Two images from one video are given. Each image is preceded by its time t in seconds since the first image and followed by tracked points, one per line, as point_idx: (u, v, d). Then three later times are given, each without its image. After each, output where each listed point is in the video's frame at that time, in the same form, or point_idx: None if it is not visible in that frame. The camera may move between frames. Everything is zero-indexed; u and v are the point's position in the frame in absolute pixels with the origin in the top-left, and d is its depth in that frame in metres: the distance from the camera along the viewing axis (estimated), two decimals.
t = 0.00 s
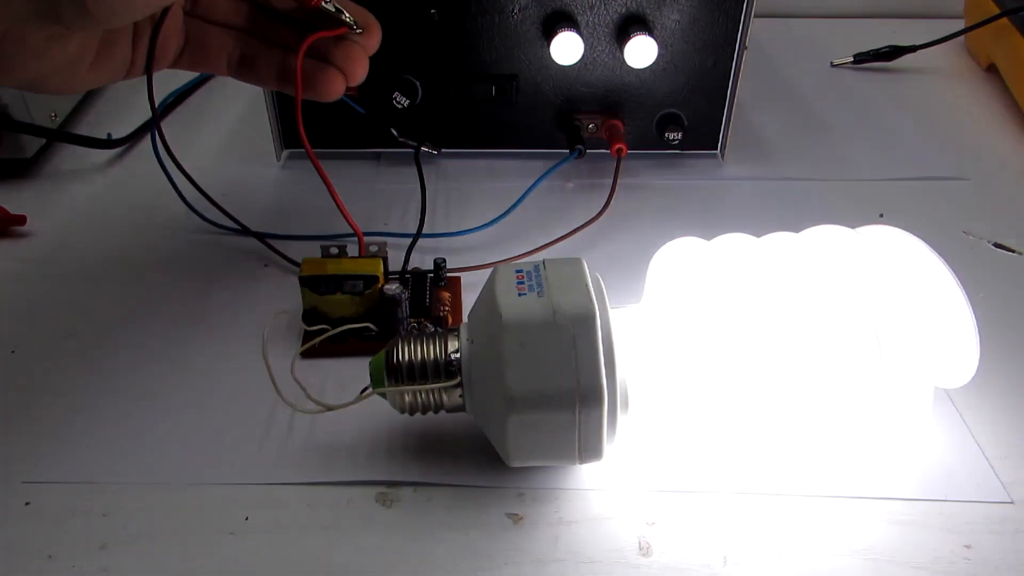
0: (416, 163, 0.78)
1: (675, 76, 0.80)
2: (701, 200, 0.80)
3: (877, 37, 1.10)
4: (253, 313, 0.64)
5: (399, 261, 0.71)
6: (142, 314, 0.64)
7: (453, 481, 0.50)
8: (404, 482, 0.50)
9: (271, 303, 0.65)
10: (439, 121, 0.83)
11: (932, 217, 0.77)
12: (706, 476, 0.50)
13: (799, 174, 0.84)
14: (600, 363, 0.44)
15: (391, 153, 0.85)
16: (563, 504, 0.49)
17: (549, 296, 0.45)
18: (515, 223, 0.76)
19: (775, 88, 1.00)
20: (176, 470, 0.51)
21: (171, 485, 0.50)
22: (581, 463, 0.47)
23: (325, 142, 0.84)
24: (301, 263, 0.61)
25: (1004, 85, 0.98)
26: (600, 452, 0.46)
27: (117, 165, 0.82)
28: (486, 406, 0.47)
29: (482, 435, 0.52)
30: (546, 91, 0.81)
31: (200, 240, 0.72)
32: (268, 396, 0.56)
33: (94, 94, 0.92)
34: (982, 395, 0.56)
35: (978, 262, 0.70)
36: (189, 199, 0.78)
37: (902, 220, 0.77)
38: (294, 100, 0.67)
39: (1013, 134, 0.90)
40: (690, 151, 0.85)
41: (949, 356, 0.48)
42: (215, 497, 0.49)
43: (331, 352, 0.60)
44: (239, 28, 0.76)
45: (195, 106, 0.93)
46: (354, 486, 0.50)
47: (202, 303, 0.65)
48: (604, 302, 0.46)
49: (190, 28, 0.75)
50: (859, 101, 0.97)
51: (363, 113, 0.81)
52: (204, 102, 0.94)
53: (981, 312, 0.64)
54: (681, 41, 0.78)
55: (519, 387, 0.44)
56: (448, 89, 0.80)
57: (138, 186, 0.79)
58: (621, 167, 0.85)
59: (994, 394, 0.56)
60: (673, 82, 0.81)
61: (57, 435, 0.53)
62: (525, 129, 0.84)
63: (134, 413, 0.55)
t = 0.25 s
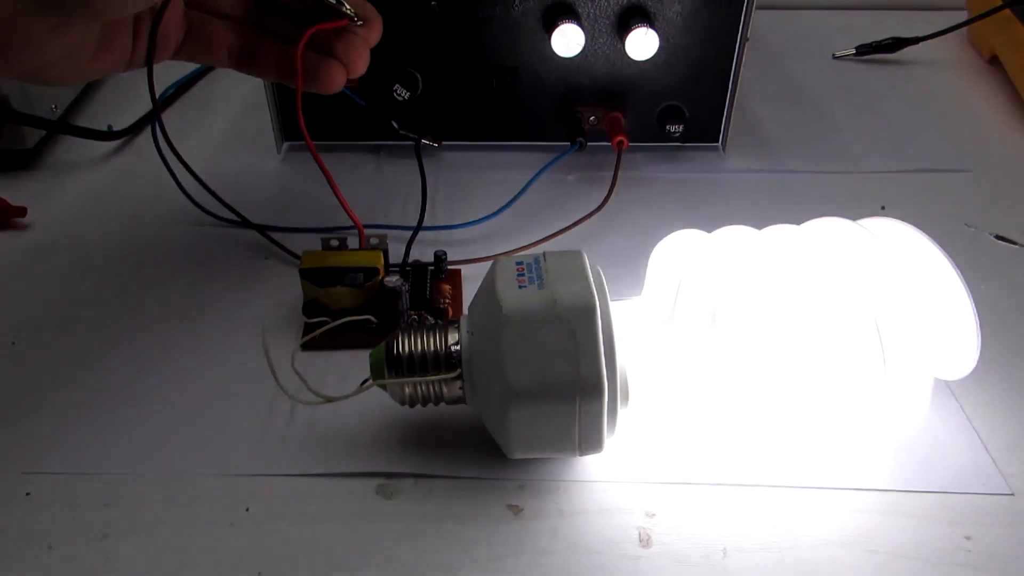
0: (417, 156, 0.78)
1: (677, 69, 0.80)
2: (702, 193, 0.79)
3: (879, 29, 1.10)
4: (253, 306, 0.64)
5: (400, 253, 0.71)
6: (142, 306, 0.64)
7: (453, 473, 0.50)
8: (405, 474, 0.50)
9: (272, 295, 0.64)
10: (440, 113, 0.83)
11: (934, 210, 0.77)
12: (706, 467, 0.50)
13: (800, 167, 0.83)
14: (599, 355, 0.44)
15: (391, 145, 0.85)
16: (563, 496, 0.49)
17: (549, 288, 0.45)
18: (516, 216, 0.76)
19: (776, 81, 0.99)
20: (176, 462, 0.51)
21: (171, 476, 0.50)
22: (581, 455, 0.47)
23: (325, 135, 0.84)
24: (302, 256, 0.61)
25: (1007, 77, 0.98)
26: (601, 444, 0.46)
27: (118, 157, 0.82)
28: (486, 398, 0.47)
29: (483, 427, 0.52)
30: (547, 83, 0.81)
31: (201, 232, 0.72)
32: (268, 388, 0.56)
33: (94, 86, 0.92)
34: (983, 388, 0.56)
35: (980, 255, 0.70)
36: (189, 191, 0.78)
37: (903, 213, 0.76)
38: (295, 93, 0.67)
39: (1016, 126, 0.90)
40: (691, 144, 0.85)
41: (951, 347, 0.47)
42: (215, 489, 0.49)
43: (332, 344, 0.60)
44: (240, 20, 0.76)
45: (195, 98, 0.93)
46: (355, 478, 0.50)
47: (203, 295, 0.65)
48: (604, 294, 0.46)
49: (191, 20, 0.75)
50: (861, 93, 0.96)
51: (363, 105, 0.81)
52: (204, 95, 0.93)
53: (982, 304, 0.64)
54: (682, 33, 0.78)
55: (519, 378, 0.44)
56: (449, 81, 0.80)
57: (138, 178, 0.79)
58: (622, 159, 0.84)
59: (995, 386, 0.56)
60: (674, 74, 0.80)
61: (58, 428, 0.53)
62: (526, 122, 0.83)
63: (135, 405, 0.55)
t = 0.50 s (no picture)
0: (419, 153, 0.78)
1: (679, 66, 0.80)
2: (704, 190, 0.79)
3: (881, 26, 1.10)
4: (256, 302, 0.64)
5: (402, 250, 0.71)
6: (145, 302, 0.64)
7: (455, 470, 0.50)
8: (407, 471, 0.50)
9: (274, 292, 0.65)
10: (442, 110, 0.82)
11: (936, 207, 0.76)
12: (709, 464, 0.51)
13: (803, 164, 0.83)
14: (601, 353, 0.44)
15: (393, 142, 0.85)
16: (564, 494, 0.49)
17: (551, 286, 0.46)
18: (518, 213, 0.76)
19: (778, 77, 0.99)
20: (179, 458, 0.51)
21: (173, 473, 0.50)
22: (583, 453, 0.48)
23: (327, 131, 0.84)
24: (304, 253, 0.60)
25: (1009, 74, 0.98)
26: (602, 442, 0.47)
27: (120, 153, 0.82)
28: (488, 396, 0.47)
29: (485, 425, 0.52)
30: (549, 80, 0.81)
31: (203, 229, 0.72)
32: (271, 385, 0.56)
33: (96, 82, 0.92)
34: (987, 386, 0.56)
35: (982, 252, 0.70)
36: (190, 188, 0.78)
37: (905, 210, 0.76)
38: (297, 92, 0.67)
39: (1018, 124, 0.90)
40: (693, 141, 0.85)
41: (954, 344, 0.47)
42: (217, 486, 0.49)
43: (334, 341, 0.60)
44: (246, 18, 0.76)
45: (197, 94, 0.93)
46: (356, 475, 0.50)
47: (205, 292, 0.65)
48: (606, 292, 0.46)
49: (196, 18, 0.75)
50: (863, 90, 0.96)
51: (365, 101, 0.81)
52: (206, 91, 0.93)
53: (984, 302, 0.64)
54: (685, 30, 0.78)
55: (521, 376, 0.44)
56: (451, 78, 0.80)
57: (141, 174, 0.79)
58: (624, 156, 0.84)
59: (997, 384, 0.56)
60: (676, 72, 0.80)
61: (61, 424, 0.53)
62: (528, 119, 0.83)
63: (138, 401, 0.55)
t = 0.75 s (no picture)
0: (422, 149, 0.77)
1: (681, 61, 0.80)
2: (707, 186, 0.79)
3: (884, 21, 1.09)
4: (257, 299, 0.63)
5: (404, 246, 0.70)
6: (146, 298, 0.64)
7: (458, 467, 0.50)
8: (410, 467, 0.50)
9: (276, 288, 0.64)
10: (443, 105, 0.82)
11: (939, 203, 0.76)
12: (713, 460, 0.50)
13: (806, 160, 0.83)
14: (604, 349, 0.44)
15: (394, 138, 0.85)
16: (567, 491, 0.49)
17: (554, 281, 0.45)
18: (520, 209, 0.76)
19: (780, 73, 0.99)
20: (181, 455, 0.51)
21: (176, 469, 0.50)
22: (586, 450, 0.47)
23: (328, 127, 0.83)
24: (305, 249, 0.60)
25: (1012, 69, 0.97)
26: (605, 438, 0.46)
27: (120, 149, 0.81)
28: (491, 393, 0.47)
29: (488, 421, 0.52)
30: (551, 76, 0.80)
31: (204, 225, 0.72)
32: (273, 381, 0.56)
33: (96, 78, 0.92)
34: (992, 382, 0.56)
35: (986, 249, 0.70)
36: (192, 184, 0.77)
37: (909, 206, 0.76)
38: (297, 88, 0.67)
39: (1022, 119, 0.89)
40: (696, 137, 0.85)
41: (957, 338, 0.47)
42: (219, 482, 0.49)
43: (336, 338, 0.59)
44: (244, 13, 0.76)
45: (197, 90, 0.92)
46: (358, 472, 0.50)
47: (206, 288, 0.65)
48: (610, 287, 0.46)
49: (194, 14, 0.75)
50: (866, 86, 0.96)
51: (365, 96, 0.81)
52: (207, 87, 0.93)
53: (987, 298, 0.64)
54: (687, 25, 0.77)
55: (524, 373, 0.44)
56: (453, 73, 0.80)
57: (141, 170, 0.79)
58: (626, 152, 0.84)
59: (1000, 380, 0.56)
60: (678, 67, 0.80)
61: (63, 420, 0.53)
62: (530, 115, 0.83)
63: (139, 397, 0.55)
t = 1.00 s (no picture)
0: (427, 145, 0.77)
1: (688, 58, 0.79)
2: (714, 184, 0.79)
3: (889, 18, 1.09)
4: (262, 297, 0.63)
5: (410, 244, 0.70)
6: (150, 296, 0.63)
7: (466, 467, 0.49)
8: (417, 466, 0.49)
9: (281, 286, 0.64)
10: (448, 103, 0.82)
11: (947, 201, 0.76)
12: (724, 460, 0.50)
13: (812, 157, 0.83)
14: (614, 349, 0.44)
15: (399, 135, 0.84)
16: (576, 492, 0.48)
17: (563, 280, 0.45)
18: (525, 207, 0.75)
19: (786, 70, 0.98)
20: (187, 454, 0.50)
21: (182, 469, 0.49)
22: (596, 450, 0.47)
23: (332, 124, 0.83)
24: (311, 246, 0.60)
25: (1019, 67, 0.97)
26: (615, 439, 0.46)
27: (123, 146, 0.81)
28: (500, 393, 0.46)
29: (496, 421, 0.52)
30: (556, 72, 0.80)
31: (208, 222, 0.72)
32: (279, 380, 0.56)
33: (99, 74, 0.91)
34: (1003, 382, 0.55)
35: (994, 247, 0.69)
36: (195, 182, 0.77)
37: (917, 205, 0.76)
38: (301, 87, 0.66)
39: None
40: (701, 134, 0.84)
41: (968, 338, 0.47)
42: (226, 482, 0.49)
43: (342, 337, 0.59)
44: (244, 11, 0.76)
45: (201, 87, 0.92)
46: (366, 472, 0.49)
47: (211, 286, 0.64)
48: (619, 286, 0.46)
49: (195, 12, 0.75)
50: (872, 83, 0.95)
51: (370, 93, 0.80)
52: (209, 84, 0.93)
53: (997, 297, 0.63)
54: (693, 22, 0.77)
55: (533, 373, 0.44)
56: (458, 70, 0.79)
57: (145, 167, 0.78)
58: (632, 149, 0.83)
59: (1011, 380, 0.56)
60: (684, 64, 0.79)
61: (68, 418, 0.53)
62: (536, 112, 0.83)
63: (144, 396, 0.55)
